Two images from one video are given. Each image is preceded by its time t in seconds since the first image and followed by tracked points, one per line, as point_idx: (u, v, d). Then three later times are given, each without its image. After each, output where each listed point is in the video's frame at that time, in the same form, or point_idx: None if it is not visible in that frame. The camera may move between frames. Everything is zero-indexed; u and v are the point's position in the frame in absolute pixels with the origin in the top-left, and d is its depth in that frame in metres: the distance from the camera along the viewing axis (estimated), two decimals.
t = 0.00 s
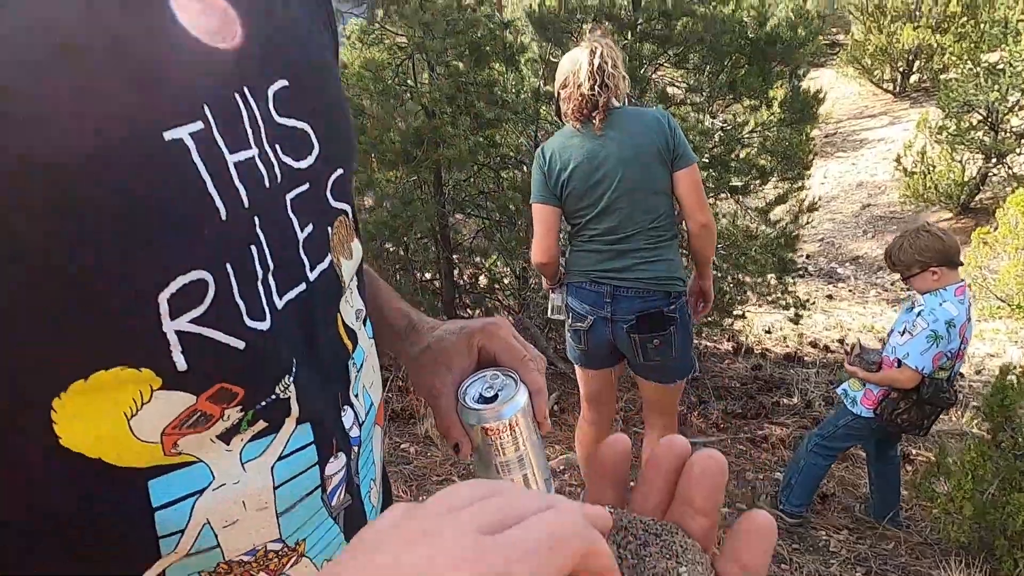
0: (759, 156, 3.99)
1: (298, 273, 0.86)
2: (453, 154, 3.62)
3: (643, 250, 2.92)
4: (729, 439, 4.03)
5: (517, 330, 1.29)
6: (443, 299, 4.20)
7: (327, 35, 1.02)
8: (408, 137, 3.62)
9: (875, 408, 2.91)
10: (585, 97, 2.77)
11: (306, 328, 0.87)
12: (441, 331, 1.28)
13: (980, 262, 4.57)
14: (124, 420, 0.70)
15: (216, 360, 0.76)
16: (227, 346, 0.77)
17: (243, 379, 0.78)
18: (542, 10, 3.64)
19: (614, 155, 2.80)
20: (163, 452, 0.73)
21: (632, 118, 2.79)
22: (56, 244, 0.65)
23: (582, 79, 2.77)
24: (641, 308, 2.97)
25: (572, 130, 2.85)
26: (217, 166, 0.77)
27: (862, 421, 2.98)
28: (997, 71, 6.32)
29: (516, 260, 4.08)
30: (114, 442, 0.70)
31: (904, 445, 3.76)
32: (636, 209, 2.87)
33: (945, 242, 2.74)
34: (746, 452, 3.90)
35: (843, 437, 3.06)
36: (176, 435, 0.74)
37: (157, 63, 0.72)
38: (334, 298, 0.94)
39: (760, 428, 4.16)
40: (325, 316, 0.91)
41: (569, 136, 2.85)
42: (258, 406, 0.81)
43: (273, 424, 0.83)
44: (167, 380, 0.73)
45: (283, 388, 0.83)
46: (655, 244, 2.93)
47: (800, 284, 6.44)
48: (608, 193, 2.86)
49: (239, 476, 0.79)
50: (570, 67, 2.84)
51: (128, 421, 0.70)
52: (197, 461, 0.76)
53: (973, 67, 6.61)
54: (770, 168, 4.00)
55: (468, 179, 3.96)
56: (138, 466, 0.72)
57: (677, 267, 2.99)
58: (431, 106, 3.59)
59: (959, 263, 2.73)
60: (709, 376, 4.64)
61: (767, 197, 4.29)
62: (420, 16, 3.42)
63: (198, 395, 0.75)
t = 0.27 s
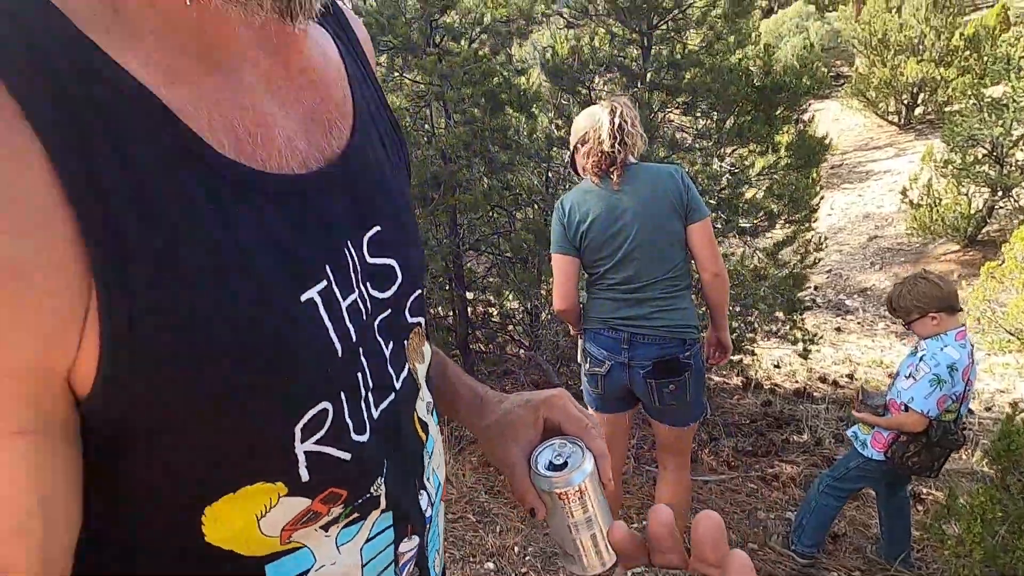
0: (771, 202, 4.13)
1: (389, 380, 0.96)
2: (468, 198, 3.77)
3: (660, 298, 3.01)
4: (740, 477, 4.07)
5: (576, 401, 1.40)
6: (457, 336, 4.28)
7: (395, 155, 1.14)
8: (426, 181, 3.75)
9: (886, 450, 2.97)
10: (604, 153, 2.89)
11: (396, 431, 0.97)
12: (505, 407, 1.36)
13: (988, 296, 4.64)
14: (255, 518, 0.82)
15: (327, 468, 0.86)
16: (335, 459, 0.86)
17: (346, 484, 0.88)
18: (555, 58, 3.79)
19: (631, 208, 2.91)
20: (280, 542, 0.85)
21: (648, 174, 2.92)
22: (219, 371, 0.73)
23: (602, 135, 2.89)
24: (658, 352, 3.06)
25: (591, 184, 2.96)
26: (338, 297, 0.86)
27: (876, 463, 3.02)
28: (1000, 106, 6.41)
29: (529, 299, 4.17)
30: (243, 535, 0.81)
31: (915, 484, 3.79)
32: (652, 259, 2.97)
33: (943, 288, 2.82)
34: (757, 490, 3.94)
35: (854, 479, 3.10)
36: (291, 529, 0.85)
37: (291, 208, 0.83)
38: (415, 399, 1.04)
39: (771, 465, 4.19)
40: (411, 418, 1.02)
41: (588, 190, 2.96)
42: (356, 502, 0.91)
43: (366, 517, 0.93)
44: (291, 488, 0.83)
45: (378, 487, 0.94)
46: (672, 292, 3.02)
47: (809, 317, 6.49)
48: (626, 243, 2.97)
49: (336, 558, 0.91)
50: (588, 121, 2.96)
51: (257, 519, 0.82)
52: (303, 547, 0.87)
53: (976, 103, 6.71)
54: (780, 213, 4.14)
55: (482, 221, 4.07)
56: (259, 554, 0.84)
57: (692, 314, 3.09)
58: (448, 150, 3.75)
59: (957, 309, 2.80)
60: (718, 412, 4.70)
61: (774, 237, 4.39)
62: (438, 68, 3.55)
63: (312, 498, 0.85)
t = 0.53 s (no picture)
0: (775, 236, 4.21)
1: (440, 413, 1.01)
2: (480, 233, 3.83)
3: (673, 331, 3.07)
4: (751, 510, 4.06)
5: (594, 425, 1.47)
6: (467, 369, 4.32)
7: (429, 205, 1.23)
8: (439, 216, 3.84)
9: (898, 484, 2.97)
10: (620, 191, 2.95)
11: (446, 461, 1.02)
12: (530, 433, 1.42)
13: (995, 328, 4.67)
14: (334, 539, 0.86)
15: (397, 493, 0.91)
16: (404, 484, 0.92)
17: (412, 506, 0.93)
18: (564, 98, 3.90)
19: (647, 245, 2.97)
20: (352, 562, 0.89)
21: (664, 212, 3.00)
22: (323, 405, 0.78)
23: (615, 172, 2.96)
24: (674, 385, 3.11)
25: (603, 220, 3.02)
26: (404, 337, 0.92)
27: (887, 497, 3.03)
28: (1001, 140, 6.49)
29: (539, 332, 4.22)
30: (322, 554, 0.86)
31: (926, 518, 3.77)
32: (666, 293, 3.04)
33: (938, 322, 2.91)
34: (768, 524, 3.93)
35: (865, 512, 3.11)
36: (364, 550, 0.90)
37: (363, 253, 0.90)
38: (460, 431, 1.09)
39: (781, 499, 4.19)
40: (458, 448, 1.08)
41: (605, 227, 3.01)
42: (417, 524, 0.96)
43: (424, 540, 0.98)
44: (367, 510, 0.88)
45: (435, 510, 0.99)
46: (685, 325, 3.08)
47: (816, 350, 6.51)
48: (642, 279, 3.02)
49: None
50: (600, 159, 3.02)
51: (336, 540, 0.87)
52: (371, 568, 0.92)
53: (977, 138, 6.80)
54: (784, 246, 4.22)
55: (493, 254, 4.15)
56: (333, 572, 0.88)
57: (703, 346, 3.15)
58: (459, 187, 3.84)
59: (953, 342, 2.87)
60: (727, 445, 4.70)
61: (780, 271, 4.46)
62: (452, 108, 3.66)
63: (384, 520, 0.90)
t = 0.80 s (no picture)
0: (775, 252, 4.25)
1: (447, 410, 1.00)
2: (484, 250, 3.87)
3: (675, 346, 3.11)
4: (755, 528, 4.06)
5: (580, 434, 1.51)
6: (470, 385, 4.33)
7: (425, 207, 1.25)
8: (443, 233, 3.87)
9: (900, 499, 2.96)
10: (626, 207, 2.96)
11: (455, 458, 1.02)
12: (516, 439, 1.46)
13: (998, 346, 4.69)
14: (355, 532, 0.84)
15: (415, 486, 0.90)
16: (422, 477, 0.90)
17: (428, 499, 0.92)
18: (567, 117, 3.96)
19: (651, 262, 3.00)
20: (371, 556, 0.87)
21: (670, 229, 3.03)
22: (360, 399, 0.78)
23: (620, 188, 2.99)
24: (675, 398, 3.17)
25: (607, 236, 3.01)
26: (420, 338, 0.92)
27: (891, 511, 3.01)
28: (1001, 158, 6.51)
29: (542, 348, 4.24)
30: (343, 548, 0.83)
31: (931, 536, 3.76)
32: (668, 309, 3.07)
33: (927, 339, 2.95)
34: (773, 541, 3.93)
35: (869, 527, 3.11)
36: (382, 543, 0.87)
37: (380, 252, 0.90)
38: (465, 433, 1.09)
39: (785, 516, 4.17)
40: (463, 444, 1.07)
41: (611, 243, 3.01)
42: (430, 517, 0.95)
43: (436, 533, 0.97)
44: (389, 503, 0.86)
45: (446, 503, 0.98)
46: (686, 340, 3.12)
47: (818, 368, 6.51)
48: (647, 296, 3.05)
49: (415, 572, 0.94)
50: (604, 170, 3.09)
51: (358, 532, 0.84)
52: (386, 562, 0.89)
53: (978, 157, 6.83)
54: (785, 262, 4.27)
55: (496, 271, 4.17)
56: (353, 567, 0.86)
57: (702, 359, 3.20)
58: (463, 204, 3.88)
59: (946, 358, 2.90)
60: (730, 463, 4.69)
61: (781, 288, 4.50)
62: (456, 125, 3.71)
63: (402, 513, 0.88)
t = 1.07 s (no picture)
0: (773, 251, 4.27)
1: (435, 398, 1.02)
2: (483, 249, 3.91)
3: (673, 344, 3.12)
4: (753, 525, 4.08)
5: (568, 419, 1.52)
6: (470, 383, 4.35)
7: (409, 199, 1.26)
8: (442, 232, 3.89)
9: (897, 496, 2.98)
10: (629, 205, 2.95)
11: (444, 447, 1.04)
12: (504, 426, 1.47)
13: (998, 346, 4.69)
14: (349, 519, 0.86)
15: (405, 472, 0.91)
16: (412, 464, 0.92)
17: (418, 485, 0.94)
18: (566, 117, 3.98)
19: (649, 262, 3.00)
20: (365, 542, 0.88)
21: (666, 227, 3.04)
22: (351, 385, 0.80)
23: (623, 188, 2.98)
24: (675, 393, 3.19)
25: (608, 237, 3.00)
26: (407, 326, 0.95)
27: (888, 508, 3.03)
28: (1001, 158, 6.48)
29: (541, 347, 4.25)
30: (337, 534, 0.85)
31: (928, 533, 3.77)
32: (666, 308, 3.08)
33: (921, 339, 2.96)
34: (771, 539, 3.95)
35: (865, 524, 3.12)
36: (375, 530, 0.89)
37: (368, 244, 0.92)
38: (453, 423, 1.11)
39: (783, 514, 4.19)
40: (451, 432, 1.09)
41: (611, 243, 3.00)
42: (420, 502, 0.96)
43: (427, 519, 0.98)
44: (380, 489, 0.88)
45: (435, 489, 0.99)
46: (683, 338, 3.15)
47: (818, 367, 6.52)
48: (647, 295, 3.04)
49: (407, 558, 0.95)
50: (605, 167, 3.10)
51: (351, 520, 0.86)
52: (380, 548, 0.91)
53: (978, 156, 6.82)
54: (783, 261, 4.28)
55: (494, 270, 4.19)
56: (347, 553, 0.87)
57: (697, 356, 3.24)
58: (462, 203, 3.90)
59: (939, 356, 2.91)
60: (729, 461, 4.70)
61: (780, 287, 4.51)
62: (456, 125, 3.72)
63: (393, 498, 0.90)
